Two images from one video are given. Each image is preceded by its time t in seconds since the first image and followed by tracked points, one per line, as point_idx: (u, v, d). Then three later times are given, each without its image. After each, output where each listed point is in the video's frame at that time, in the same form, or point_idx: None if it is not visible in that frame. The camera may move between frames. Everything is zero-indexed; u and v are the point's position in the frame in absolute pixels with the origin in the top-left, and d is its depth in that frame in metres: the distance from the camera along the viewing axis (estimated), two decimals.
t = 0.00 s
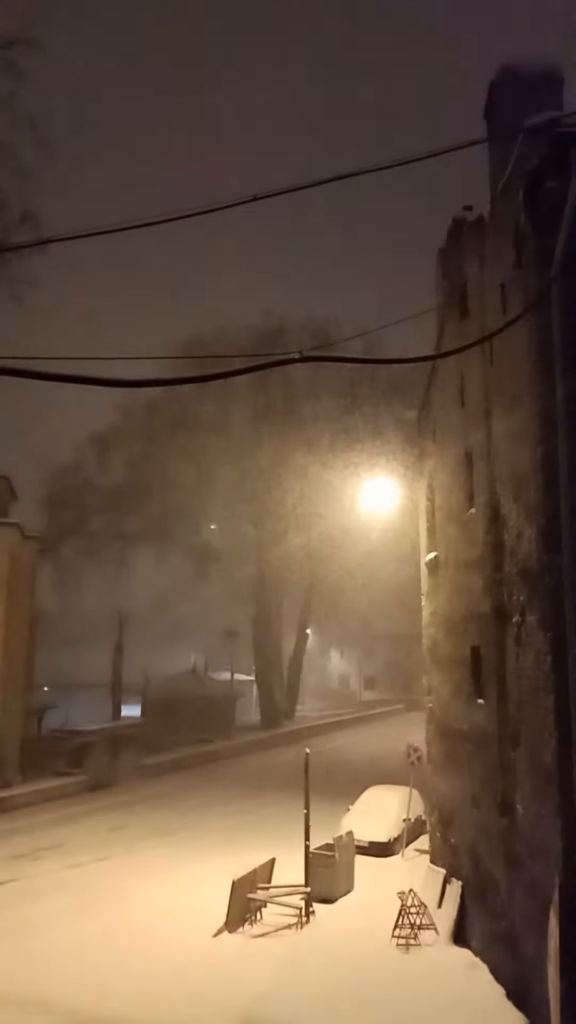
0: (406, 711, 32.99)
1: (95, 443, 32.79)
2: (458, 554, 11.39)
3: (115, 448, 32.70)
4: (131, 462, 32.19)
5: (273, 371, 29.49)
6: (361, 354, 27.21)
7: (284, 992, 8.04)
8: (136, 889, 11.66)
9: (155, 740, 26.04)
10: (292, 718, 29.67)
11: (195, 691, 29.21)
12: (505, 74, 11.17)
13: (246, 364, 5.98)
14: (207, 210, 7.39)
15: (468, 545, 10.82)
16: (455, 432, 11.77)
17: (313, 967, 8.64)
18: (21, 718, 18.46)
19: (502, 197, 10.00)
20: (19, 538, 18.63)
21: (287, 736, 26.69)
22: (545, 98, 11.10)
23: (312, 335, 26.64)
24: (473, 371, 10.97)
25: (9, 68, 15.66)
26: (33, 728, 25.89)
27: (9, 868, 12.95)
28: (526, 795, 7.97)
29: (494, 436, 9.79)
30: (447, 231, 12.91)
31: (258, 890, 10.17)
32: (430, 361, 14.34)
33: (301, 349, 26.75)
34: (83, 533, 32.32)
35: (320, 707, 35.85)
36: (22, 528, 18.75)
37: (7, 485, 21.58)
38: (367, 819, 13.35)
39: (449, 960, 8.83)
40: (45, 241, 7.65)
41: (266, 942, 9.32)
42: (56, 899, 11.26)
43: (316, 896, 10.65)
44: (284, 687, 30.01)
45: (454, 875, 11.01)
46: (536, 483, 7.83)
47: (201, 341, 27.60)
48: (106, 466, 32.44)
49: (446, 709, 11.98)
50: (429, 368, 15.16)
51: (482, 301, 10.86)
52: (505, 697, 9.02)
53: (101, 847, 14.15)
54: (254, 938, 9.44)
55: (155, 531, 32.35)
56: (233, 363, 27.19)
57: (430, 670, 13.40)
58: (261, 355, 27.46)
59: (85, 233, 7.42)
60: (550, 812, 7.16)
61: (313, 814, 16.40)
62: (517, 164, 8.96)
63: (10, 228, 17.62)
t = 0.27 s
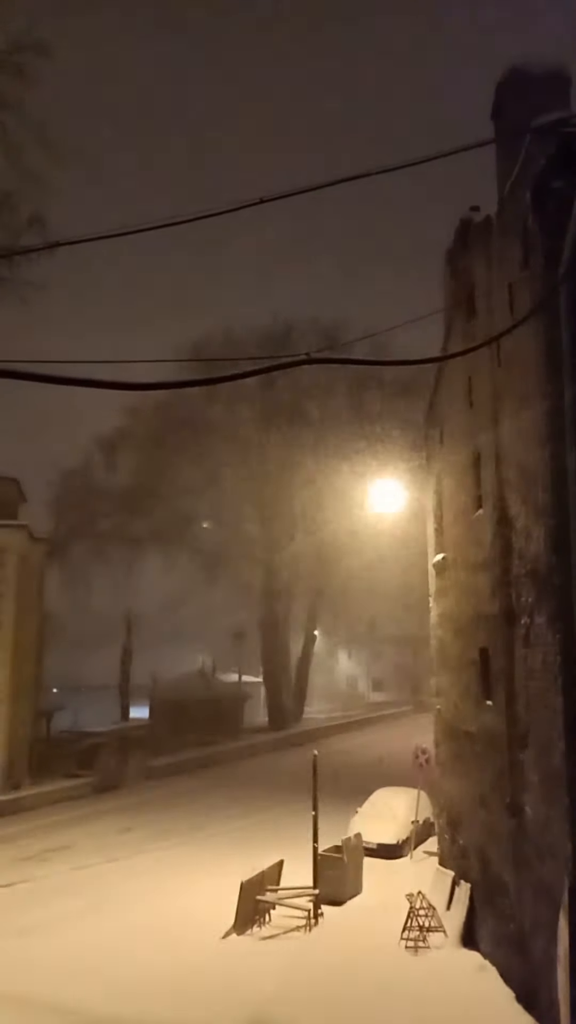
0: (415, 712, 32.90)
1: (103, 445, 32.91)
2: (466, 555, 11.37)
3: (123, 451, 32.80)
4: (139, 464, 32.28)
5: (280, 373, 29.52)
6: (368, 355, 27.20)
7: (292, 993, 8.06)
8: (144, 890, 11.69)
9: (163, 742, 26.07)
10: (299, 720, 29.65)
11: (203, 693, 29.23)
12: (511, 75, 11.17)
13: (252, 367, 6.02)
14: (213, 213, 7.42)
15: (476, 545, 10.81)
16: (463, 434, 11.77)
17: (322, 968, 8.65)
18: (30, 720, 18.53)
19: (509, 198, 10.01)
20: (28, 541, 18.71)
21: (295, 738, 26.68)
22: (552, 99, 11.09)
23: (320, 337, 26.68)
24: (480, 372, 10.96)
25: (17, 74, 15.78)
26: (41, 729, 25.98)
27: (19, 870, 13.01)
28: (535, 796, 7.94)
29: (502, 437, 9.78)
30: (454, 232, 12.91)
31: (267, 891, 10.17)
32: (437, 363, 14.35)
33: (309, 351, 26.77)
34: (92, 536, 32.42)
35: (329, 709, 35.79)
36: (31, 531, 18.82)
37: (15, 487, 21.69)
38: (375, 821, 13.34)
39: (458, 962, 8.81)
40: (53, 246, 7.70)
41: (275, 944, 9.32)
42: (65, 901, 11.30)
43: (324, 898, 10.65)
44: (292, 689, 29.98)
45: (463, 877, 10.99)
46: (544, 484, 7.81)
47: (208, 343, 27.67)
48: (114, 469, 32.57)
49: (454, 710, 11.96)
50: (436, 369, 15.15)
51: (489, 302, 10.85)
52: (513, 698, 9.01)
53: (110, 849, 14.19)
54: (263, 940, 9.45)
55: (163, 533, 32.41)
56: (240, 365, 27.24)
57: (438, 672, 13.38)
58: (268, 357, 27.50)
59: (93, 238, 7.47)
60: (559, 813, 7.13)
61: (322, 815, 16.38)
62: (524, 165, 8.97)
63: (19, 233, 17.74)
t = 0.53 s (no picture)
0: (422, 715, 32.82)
1: (111, 447, 33.02)
2: (474, 556, 11.34)
3: (130, 452, 32.87)
4: (146, 465, 32.34)
5: (287, 374, 29.53)
6: (375, 357, 27.18)
7: (299, 994, 8.06)
8: (151, 892, 11.71)
9: (170, 743, 26.07)
10: (306, 721, 29.61)
11: (209, 694, 29.22)
12: (519, 76, 11.16)
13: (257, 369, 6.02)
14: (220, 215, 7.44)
15: (484, 547, 10.78)
16: (471, 435, 11.74)
17: (328, 970, 8.64)
18: (38, 720, 18.57)
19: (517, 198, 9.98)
20: (36, 542, 18.75)
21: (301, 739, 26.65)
22: (560, 99, 11.07)
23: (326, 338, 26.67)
24: (488, 373, 10.94)
25: (26, 76, 15.87)
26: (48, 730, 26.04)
27: (26, 869, 13.05)
28: (543, 799, 7.92)
29: (510, 438, 9.76)
30: (462, 233, 12.90)
31: (274, 893, 10.14)
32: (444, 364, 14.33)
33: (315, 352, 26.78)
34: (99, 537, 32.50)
35: (336, 711, 35.71)
36: (39, 532, 18.86)
37: (23, 489, 21.77)
38: (382, 823, 13.31)
39: (466, 965, 8.79)
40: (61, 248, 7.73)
41: (282, 946, 9.30)
42: (72, 901, 11.32)
43: (331, 899, 10.63)
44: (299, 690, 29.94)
45: (470, 880, 10.96)
46: (552, 485, 7.79)
47: (215, 345, 27.70)
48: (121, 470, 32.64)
49: (462, 712, 11.93)
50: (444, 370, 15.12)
51: (496, 303, 10.84)
52: (521, 701, 8.98)
53: (117, 850, 14.20)
54: (270, 942, 9.43)
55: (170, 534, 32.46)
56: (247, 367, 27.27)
57: (446, 674, 13.34)
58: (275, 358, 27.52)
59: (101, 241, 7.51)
60: (567, 816, 7.10)
61: (329, 817, 16.34)
62: (532, 166, 8.96)
63: (28, 235, 17.84)
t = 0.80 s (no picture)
0: (429, 715, 32.76)
1: (117, 448, 33.09)
2: (481, 556, 11.33)
3: (136, 453, 32.92)
4: (153, 466, 32.39)
5: (293, 375, 29.54)
6: (381, 357, 27.16)
7: (307, 994, 8.08)
8: (160, 892, 11.74)
9: (177, 744, 26.09)
10: (314, 722, 29.61)
11: (216, 695, 29.23)
12: (524, 75, 11.15)
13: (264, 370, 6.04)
14: (226, 217, 7.45)
15: (491, 547, 10.77)
16: (477, 435, 11.73)
17: (336, 971, 8.65)
18: (45, 721, 18.60)
19: (523, 198, 9.98)
20: (43, 543, 18.78)
21: (308, 740, 26.65)
22: (566, 98, 11.05)
23: (332, 339, 26.70)
24: (494, 373, 10.93)
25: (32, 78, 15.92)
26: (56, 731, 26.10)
27: (35, 870, 13.09)
28: (551, 800, 7.90)
29: (516, 438, 9.75)
30: (468, 233, 12.88)
31: (281, 894, 10.13)
32: (451, 364, 14.32)
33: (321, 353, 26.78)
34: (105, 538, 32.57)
35: (343, 711, 35.67)
36: (46, 533, 18.93)
37: (30, 490, 21.83)
38: (390, 824, 13.30)
39: (474, 966, 8.78)
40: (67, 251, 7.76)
41: (290, 947, 9.30)
42: (81, 902, 11.34)
43: (339, 900, 10.62)
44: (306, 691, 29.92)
45: (478, 880, 10.94)
46: (559, 485, 7.78)
47: (222, 346, 27.73)
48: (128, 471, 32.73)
49: (469, 712, 11.91)
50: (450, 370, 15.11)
51: (503, 303, 10.83)
52: (529, 701, 8.96)
53: (125, 851, 14.21)
54: (278, 943, 9.42)
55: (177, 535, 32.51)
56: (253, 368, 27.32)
57: (453, 674, 13.33)
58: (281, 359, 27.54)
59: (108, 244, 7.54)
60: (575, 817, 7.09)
61: (337, 818, 16.32)
62: (537, 166, 8.95)
63: (35, 238, 17.92)
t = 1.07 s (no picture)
0: (437, 716, 32.70)
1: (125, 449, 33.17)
2: (488, 556, 11.32)
3: (144, 455, 32.99)
4: (160, 468, 32.43)
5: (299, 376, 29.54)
6: (387, 357, 27.17)
7: (316, 994, 8.08)
8: (169, 892, 11.77)
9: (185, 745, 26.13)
10: (322, 722, 29.63)
11: (224, 696, 29.25)
12: (529, 74, 11.12)
13: (271, 371, 6.05)
14: (232, 217, 7.46)
15: (499, 547, 10.75)
16: (484, 435, 11.70)
17: (345, 971, 8.64)
18: (54, 724, 18.67)
19: (528, 197, 9.96)
20: (51, 545, 18.86)
21: (316, 740, 26.67)
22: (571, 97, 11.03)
23: (338, 339, 26.73)
24: (501, 373, 10.91)
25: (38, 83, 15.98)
26: (65, 732, 26.15)
27: (45, 871, 13.13)
28: (560, 800, 7.87)
29: (523, 438, 9.73)
30: (473, 233, 12.87)
31: (290, 896, 10.10)
32: (457, 364, 14.30)
33: (328, 353, 26.79)
34: (113, 540, 32.63)
35: (350, 712, 35.66)
36: (54, 535, 19.03)
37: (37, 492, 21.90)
38: (399, 825, 13.25)
39: (484, 968, 8.71)
40: (73, 253, 7.78)
41: (300, 949, 9.28)
42: (92, 902, 11.39)
43: (348, 901, 10.61)
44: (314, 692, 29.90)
45: (487, 881, 10.90)
46: (567, 485, 7.75)
47: (228, 347, 27.78)
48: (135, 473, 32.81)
49: (478, 713, 11.89)
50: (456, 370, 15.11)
51: (509, 302, 10.80)
52: (537, 701, 8.93)
53: (135, 852, 14.23)
54: (287, 944, 9.41)
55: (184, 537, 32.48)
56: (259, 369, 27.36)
57: (461, 674, 13.31)
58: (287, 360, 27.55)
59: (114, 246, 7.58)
60: None
61: (345, 820, 16.30)
62: (543, 165, 8.94)
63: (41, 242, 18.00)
